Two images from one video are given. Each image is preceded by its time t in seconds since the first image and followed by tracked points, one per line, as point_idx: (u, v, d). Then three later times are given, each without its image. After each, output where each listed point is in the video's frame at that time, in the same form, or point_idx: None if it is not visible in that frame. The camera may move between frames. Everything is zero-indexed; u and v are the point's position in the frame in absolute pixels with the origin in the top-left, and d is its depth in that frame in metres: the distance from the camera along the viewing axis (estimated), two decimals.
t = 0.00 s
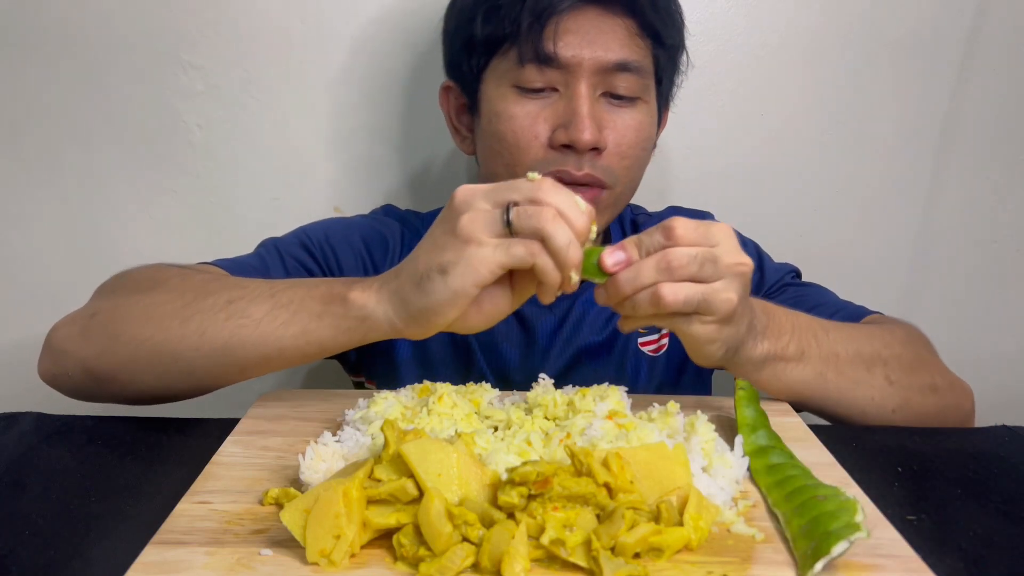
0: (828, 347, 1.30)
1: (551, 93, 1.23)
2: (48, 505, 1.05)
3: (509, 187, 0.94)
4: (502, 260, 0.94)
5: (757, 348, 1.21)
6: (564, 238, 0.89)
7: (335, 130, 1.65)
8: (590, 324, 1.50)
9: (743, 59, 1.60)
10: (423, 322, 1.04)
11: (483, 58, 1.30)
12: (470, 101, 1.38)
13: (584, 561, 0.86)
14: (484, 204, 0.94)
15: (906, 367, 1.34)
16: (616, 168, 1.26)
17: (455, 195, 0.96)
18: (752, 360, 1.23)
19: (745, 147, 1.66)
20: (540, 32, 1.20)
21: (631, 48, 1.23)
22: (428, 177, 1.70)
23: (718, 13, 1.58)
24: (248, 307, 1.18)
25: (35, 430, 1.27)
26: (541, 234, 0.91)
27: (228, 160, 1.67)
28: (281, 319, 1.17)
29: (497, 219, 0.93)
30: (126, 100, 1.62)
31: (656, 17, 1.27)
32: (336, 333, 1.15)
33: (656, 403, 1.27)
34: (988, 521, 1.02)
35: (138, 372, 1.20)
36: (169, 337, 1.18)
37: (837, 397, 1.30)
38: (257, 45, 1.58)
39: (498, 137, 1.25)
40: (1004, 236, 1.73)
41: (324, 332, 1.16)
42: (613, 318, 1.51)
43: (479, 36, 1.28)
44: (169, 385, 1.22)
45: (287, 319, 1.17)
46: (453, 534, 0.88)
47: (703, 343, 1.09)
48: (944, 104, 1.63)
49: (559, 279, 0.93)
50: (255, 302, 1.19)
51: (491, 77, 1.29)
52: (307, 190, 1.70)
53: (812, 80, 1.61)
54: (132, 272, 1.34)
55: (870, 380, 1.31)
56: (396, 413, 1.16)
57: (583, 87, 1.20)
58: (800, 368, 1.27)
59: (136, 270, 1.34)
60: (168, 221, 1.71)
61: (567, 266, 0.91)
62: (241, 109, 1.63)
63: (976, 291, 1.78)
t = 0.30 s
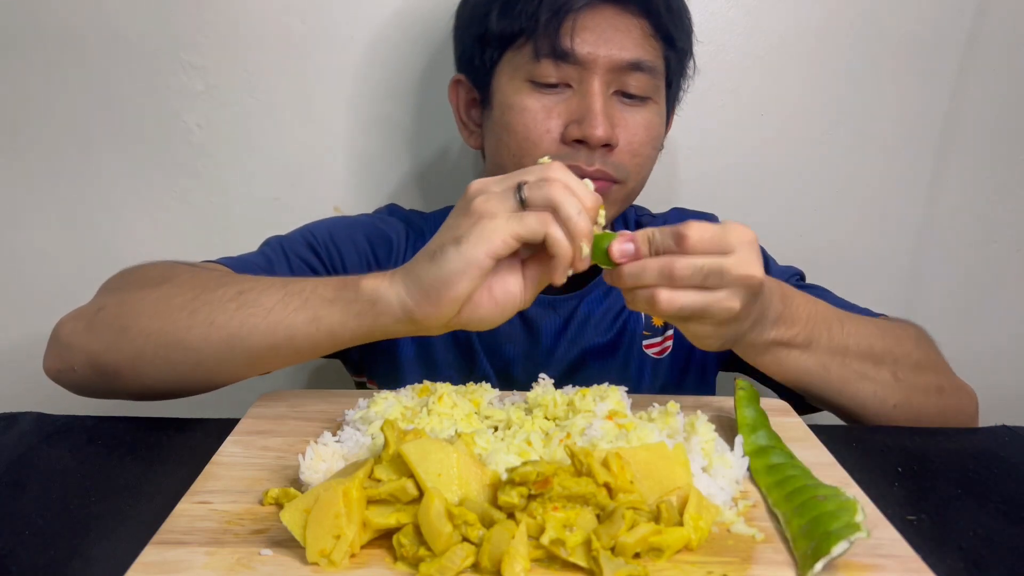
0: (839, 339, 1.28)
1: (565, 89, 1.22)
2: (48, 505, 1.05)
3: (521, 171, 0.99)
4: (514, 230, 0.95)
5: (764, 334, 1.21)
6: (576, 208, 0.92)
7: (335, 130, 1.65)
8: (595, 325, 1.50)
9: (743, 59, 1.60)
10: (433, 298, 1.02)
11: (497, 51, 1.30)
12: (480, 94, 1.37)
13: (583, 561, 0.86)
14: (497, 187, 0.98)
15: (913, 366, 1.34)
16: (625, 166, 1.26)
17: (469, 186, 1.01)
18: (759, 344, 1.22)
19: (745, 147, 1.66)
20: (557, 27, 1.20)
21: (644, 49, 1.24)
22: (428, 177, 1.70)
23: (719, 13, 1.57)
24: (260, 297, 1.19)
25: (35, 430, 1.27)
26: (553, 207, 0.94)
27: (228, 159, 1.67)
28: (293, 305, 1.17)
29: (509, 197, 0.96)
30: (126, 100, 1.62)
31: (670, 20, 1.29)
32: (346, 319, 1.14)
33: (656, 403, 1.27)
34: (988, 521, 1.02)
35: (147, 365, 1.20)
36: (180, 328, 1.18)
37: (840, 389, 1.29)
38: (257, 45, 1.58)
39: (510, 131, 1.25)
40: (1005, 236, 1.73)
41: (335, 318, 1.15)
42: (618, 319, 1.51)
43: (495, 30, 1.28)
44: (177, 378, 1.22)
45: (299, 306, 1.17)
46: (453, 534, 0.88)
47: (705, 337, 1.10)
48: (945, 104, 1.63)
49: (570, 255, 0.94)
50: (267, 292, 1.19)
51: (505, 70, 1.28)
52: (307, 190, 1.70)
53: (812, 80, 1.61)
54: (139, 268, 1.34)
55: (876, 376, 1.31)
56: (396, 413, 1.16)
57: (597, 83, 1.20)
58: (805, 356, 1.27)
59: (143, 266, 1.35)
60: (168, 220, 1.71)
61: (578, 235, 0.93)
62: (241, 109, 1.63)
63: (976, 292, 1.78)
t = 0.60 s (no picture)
0: (843, 347, 1.27)
1: (572, 86, 1.22)
2: (48, 505, 1.05)
3: (520, 168, 0.99)
4: (521, 229, 0.95)
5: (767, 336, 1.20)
6: (582, 200, 0.94)
7: (335, 131, 1.65)
8: (598, 328, 1.50)
9: (743, 60, 1.60)
10: (438, 301, 1.02)
11: (504, 49, 1.29)
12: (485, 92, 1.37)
13: (584, 561, 0.86)
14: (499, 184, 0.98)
15: (919, 371, 1.33)
16: (630, 165, 1.27)
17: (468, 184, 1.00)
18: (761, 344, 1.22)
19: (745, 147, 1.66)
20: (566, 26, 1.20)
21: (650, 48, 1.24)
22: (429, 178, 1.70)
23: (719, 13, 1.57)
24: (260, 300, 1.18)
25: (35, 430, 1.27)
26: (559, 201, 0.95)
27: (228, 159, 1.67)
28: (294, 309, 1.17)
29: (513, 194, 0.97)
30: (127, 100, 1.62)
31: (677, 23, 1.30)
32: (346, 323, 1.13)
33: (656, 403, 1.27)
34: (988, 521, 1.02)
35: (149, 365, 1.20)
36: (181, 329, 1.17)
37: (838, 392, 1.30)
38: (257, 46, 1.59)
39: (516, 127, 1.25)
40: (1005, 237, 1.73)
41: (334, 322, 1.14)
42: (622, 322, 1.51)
43: (502, 29, 1.28)
44: (179, 379, 1.22)
45: (299, 309, 1.16)
46: (453, 534, 0.88)
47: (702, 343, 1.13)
48: (944, 105, 1.63)
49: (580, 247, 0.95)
50: (267, 295, 1.19)
51: (512, 67, 1.28)
52: (307, 190, 1.70)
53: (812, 80, 1.61)
54: (142, 268, 1.34)
55: (878, 381, 1.31)
56: (397, 413, 1.16)
57: (604, 82, 1.21)
58: (804, 360, 1.27)
59: (146, 266, 1.35)
60: (168, 220, 1.71)
61: (587, 227, 0.94)
62: (241, 109, 1.63)
63: (976, 292, 1.78)
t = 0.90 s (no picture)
0: (840, 335, 1.28)
1: (565, 86, 1.22)
2: (48, 505, 1.05)
3: (508, 194, 0.87)
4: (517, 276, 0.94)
5: (767, 326, 1.20)
6: (579, 245, 0.86)
7: (335, 131, 1.65)
8: (600, 328, 1.50)
9: (743, 59, 1.60)
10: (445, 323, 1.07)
11: (499, 51, 1.29)
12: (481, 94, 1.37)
13: (584, 562, 0.86)
14: (487, 216, 0.89)
15: (916, 365, 1.34)
16: (625, 164, 1.26)
17: (451, 202, 0.89)
18: (763, 337, 1.21)
19: (747, 147, 1.66)
20: (557, 26, 1.20)
21: (643, 45, 1.25)
22: (429, 178, 1.70)
23: (718, 12, 1.57)
24: (263, 314, 1.18)
25: (35, 430, 1.27)
26: (554, 244, 0.87)
27: (228, 159, 1.67)
28: (299, 326, 1.17)
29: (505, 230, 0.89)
30: (127, 99, 1.62)
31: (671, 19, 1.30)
32: (356, 335, 1.16)
33: (656, 403, 1.27)
34: (988, 521, 1.02)
35: (156, 379, 1.21)
36: (185, 345, 1.18)
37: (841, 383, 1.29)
38: (257, 45, 1.58)
39: (510, 129, 1.25)
40: (1005, 237, 1.73)
41: (345, 335, 1.16)
42: (623, 322, 1.52)
43: (496, 30, 1.28)
44: (188, 391, 1.24)
45: (306, 326, 1.17)
46: (453, 534, 0.88)
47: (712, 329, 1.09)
48: (945, 105, 1.63)
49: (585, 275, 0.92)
50: (269, 308, 1.18)
51: (505, 70, 1.28)
52: (307, 190, 1.70)
53: (812, 80, 1.61)
54: (137, 275, 1.33)
55: (879, 373, 1.30)
56: (396, 413, 1.16)
57: (596, 81, 1.21)
58: (807, 352, 1.26)
59: (140, 271, 1.34)
60: (168, 220, 1.71)
61: (588, 261, 0.87)
62: (241, 109, 1.63)
63: (976, 293, 1.79)
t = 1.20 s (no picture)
0: (827, 319, 1.29)
1: (542, 85, 1.23)
2: (48, 506, 1.05)
3: (493, 162, 0.95)
4: (482, 236, 0.96)
5: (753, 312, 1.20)
6: (544, 213, 0.90)
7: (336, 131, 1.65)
8: (596, 328, 1.50)
9: (743, 60, 1.60)
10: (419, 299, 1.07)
11: (477, 57, 1.31)
12: (466, 99, 1.39)
13: (584, 562, 0.86)
14: (469, 178, 0.96)
15: (907, 352, 1.34)
16: (610, 158, 1.25)
17: (443, 166, 0.99)
18: (748, 321, 1.21)
19: (747, 148, 1.66)
20: (529, 25, 1.21)
21: (620, 39, 1.24)
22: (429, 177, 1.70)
23: (718, 12, 1.57)
24: (255, 297, 1.19)
25: (35, 430, 1.27)
26: (522, 209, 0.91)
27: (228, 158, 1.67)
28: (288, 305, 1.18)
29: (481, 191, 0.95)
30: (126, 99, 1.62)
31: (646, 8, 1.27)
32: (343, 317, 1.16)
33: (656, 403, 1.27)
34: (988, 521, 1.02)
35: (148, 372, 1.20)
36: (177, 333, 1.19)
37: (832, 370, 1.28)
38: (256, 45, 1.58)
39: (492, 130, 1.26)
40: (1005, 237, 1.73)
41: (331, 317, 1.16)
42: (619, 321, 1.51)
43: (473, 35, 1.30)
44: (181, 387, 1.23)
45: (294, 305, 1.18)
46: (453, 534, 0.88)
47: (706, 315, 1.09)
48: (946, 104, 1.63)
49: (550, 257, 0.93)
50: (261, 292, 1.20)
51: (486, 72, 1.30)
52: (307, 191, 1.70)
53: (812, 80, 1.61)
54: (137, 275, 1.35)
55: (870, 360, 1.30)
56: (396, 413, 1.16)
57: (574, 77, 1.20)
58: (794, 336, 1.26)
59: (141, 272, 1.36)
60: (168, 220, 1.71)
61: (552, 234, 0.90)
62: (241, 109, 1.63)
63: (977, 293, 1.79)
